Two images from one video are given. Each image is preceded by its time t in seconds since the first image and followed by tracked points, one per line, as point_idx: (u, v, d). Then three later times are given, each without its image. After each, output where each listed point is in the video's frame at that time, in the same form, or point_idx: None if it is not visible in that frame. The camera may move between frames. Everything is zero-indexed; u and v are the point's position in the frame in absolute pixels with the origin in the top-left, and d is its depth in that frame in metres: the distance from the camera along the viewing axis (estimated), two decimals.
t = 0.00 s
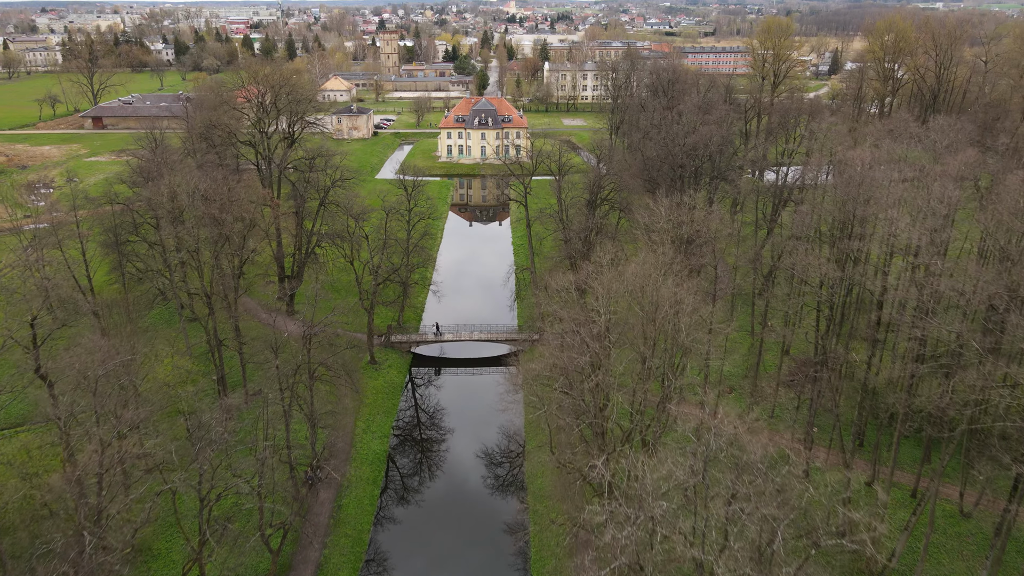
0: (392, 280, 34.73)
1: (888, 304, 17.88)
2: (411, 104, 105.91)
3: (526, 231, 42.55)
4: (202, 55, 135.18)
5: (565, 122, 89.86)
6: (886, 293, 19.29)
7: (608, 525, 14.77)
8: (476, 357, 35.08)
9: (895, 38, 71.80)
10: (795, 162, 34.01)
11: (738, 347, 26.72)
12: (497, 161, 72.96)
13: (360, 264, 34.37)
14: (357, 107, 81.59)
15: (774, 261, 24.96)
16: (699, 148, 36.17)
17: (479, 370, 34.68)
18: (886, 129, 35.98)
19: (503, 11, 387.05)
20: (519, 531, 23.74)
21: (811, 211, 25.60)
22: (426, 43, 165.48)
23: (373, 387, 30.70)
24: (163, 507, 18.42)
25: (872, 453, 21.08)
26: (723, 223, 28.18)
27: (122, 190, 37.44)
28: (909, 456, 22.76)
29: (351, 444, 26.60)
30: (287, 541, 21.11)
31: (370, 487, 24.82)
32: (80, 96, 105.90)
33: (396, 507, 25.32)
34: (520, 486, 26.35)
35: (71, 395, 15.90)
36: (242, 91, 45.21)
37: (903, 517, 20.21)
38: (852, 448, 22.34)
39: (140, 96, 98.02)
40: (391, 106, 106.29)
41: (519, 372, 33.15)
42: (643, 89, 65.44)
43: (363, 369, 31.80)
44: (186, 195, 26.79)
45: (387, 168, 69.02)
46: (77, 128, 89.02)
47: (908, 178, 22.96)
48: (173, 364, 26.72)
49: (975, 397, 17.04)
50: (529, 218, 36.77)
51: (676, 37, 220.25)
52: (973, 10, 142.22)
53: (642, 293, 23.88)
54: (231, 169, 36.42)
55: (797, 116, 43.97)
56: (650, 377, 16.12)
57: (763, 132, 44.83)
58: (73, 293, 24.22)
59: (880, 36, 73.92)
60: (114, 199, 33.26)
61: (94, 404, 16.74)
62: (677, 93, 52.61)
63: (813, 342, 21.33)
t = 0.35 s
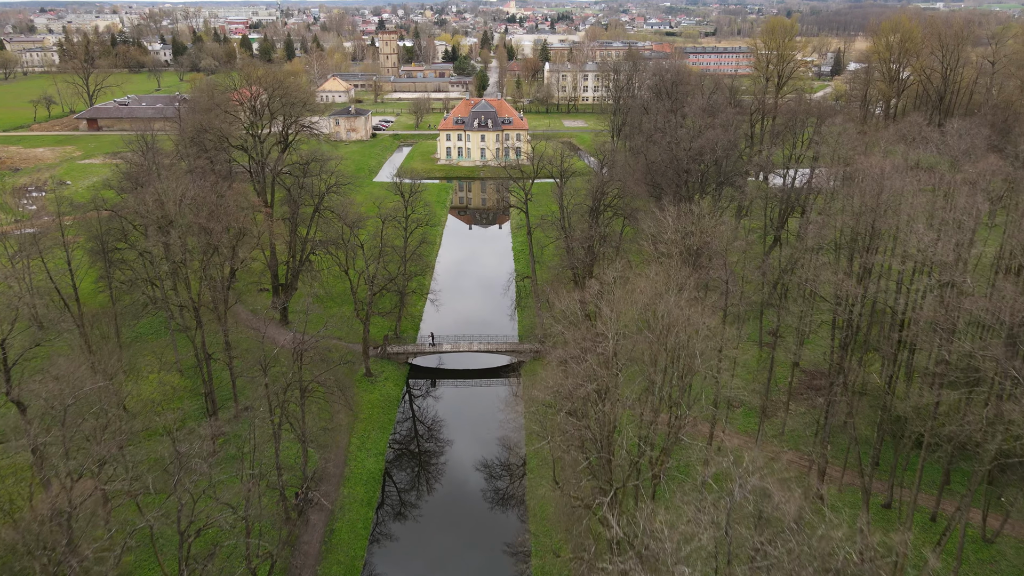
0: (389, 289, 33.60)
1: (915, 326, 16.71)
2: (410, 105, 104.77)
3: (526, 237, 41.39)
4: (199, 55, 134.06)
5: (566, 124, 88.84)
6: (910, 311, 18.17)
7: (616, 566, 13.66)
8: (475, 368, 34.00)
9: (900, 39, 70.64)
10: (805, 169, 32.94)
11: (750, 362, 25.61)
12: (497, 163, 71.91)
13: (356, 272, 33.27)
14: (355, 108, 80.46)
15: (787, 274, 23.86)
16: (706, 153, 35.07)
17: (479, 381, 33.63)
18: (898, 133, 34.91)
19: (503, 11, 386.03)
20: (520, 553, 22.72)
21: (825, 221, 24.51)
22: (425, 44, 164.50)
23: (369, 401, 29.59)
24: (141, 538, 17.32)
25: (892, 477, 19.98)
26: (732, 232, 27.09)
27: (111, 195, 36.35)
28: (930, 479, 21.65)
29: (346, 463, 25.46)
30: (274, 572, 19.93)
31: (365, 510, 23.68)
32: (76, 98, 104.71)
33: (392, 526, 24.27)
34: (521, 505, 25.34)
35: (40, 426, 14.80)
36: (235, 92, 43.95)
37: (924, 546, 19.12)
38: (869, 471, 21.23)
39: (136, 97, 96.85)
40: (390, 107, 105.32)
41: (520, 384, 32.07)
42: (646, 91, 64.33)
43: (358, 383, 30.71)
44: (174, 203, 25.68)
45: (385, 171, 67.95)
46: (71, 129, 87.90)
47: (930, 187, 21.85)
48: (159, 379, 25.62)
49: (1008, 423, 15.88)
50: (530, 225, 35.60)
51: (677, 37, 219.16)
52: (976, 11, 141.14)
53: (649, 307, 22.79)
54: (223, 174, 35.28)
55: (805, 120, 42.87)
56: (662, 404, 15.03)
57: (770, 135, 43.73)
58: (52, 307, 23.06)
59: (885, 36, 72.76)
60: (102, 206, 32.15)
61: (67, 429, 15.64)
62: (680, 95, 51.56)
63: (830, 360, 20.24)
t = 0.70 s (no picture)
0: (386, 300, 32.50)
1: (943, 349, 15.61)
2: (408, 106, 103.53)
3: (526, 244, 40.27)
4: (197, 56, 132.81)
5: (567, 125, 87.70)
6: (938, 332, 17.07)
7: None
8: (475, 380, 32.95)
9: (907, 40, 69.32)
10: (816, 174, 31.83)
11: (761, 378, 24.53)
12: (497, 166, 70.69)
13: (351, 282, 32.16)
14: (353, 109, 79.36)
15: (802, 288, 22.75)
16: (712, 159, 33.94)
17: (479, 393, 32.61)
18: (911, 137, 33.75)
19: (503, 11, 384.72)
20: None
21: (840, 232, 23.40)
22: (425, 44, 163.29)
23: (365, 417, 28.51)
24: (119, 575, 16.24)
25: (914, 504, 18.92)
26: (742, 243, 25.99)
27: (98, 201, 35.19)
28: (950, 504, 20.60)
29: (339, 484, 24.37)
30: None
31: (358, 535, 22.59)
32: (71, 98, 103.50)
33: (388, 545, 23.25)
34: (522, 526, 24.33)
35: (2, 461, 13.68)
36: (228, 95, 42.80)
37: None
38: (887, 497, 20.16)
39: (132, 98, 95.70)
40: (389, 108, 104.12)
41: (520, 397, 31.04)
42: (648, 93, 63.20)
43: (353, 397, 29.63)
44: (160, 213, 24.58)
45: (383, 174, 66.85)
46: (66, 131, 86.79)
47: (952, 199, 20.76)
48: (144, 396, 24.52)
49: None
50: (531, 232, 34.44)
51: (678, 37, 217.68)
52: (979, 10, 139.66)
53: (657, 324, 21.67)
54: (215, 180, 34.17)
55: (812, 123, 41.74)
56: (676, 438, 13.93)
57: (777, 140, 42.60)
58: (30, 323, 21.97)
59: (891, 36, 71.48)
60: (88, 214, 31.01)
61: (37, 462, 14.55)
62: (685, 97, 50.41)
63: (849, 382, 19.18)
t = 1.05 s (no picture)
0: (381, 311, 31.41)
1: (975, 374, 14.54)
2: (407, 107, 102.45)
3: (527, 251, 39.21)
4: (194, 56, 131.71)
5: (568, 127, 86.63)
6: (970, 356, 15.94)
7: None
8: (474, 393, 31.86)
9: (914, 41, 68.11)
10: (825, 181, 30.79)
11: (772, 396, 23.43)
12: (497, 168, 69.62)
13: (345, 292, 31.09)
14: (351, 111, 78.33)
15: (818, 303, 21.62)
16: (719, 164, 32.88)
17: (477, 406, 31.54)
18: (924, 143, 32.67)
19: (503, 11, 383.42)
20: None
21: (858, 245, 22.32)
22: (424, 44, 162.17)
23: (359, 433, 27.44)
24: None
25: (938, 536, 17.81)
26: (753, 253, 24.86)
27: (85, 207, 34.12)
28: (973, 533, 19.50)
29: (331, 506, 23.30)
30: None
31: (350, 561, 21.51)
32: (67, 99, 102.45)
33: (383, 566, 22.24)
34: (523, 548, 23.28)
35: None
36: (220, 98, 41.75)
37: None
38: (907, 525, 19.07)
39: (128, 98, 94.65)
40: (388, 110, 103.09)
41: (520, 410, 29.96)
42: (650, 94, 62.12)
43: (347, 412, 28.55)
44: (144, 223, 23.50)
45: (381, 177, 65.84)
46: (61, 132, 85.70)
47: (977, 210, 19.67)
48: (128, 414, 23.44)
49: None
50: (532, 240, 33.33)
51: (678, 37, 216.54)
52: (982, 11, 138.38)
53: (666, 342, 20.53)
54: (205, 186, 33.10)
55: (821, 126, 40.69)
56: (694, 477, 12.80)
57: (784, 144, 41.54)
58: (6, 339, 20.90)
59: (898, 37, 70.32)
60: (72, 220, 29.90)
61: None
62: (689, 100, 49.34)
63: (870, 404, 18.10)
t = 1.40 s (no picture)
0: (377, 322, 30.30)
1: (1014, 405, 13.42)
2: (406, 108, 101.33)
3: (528, 259, 38.11)
4: (192, 56, 130.64)
5: (569, 128, 85.47)
6: (1006, 384, 14.80)
7: None
8: (474, 407, 30.77)
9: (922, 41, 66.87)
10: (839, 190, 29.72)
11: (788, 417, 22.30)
12: (498, 171, 68.56)
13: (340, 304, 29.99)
14: (349, 113, 77.27)
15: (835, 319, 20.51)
16: (727, 170, 31.78)
17: (477, 420, 30.45)
18: (940, 147, 31.48)
19: (503, 11, 382.31)
20: None
21: (877, 257, 21.19)
22: (424, 44, 160.93)
23: (354, 451, 26.35)
24: None
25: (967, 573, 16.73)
26: (765, 264, 23.77)
27: (72, 214, 33.08)
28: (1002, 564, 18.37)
29: (322, 531, 22.21)
30: None
31: None
32: (63, 100, 101.44)
33: None
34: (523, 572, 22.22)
35: None
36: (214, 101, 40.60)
37: None
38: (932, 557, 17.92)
39: (124, 99, 93.56)
40: (387, 111, 102.04)
41: (520, 425, 28.88)
42: (654, 96, 60.98)
43: (341, 428, 27.48)
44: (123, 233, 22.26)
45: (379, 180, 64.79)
46: (57, 134, 84.70)
47: (1007, 224, 18.54)
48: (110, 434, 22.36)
49: None
50: (533, 249, 32.20)
51: (680, 37, 215.39)
52: (987, 11, 137.12)
53: (675, 361, 19.46)
54: (195, 192, 31.97)
55: (830, 130, 39.55)
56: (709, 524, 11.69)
57: (792, 147, 40.40)
58: None
59: (905, 37, 69.09)
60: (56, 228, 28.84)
61: None
62: (694, 102, 48.23)
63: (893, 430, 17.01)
